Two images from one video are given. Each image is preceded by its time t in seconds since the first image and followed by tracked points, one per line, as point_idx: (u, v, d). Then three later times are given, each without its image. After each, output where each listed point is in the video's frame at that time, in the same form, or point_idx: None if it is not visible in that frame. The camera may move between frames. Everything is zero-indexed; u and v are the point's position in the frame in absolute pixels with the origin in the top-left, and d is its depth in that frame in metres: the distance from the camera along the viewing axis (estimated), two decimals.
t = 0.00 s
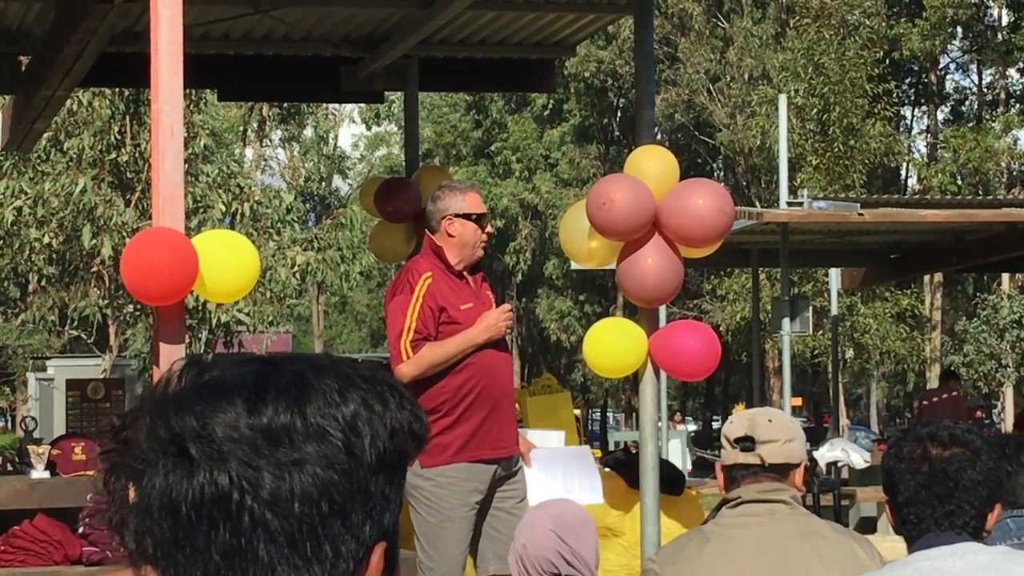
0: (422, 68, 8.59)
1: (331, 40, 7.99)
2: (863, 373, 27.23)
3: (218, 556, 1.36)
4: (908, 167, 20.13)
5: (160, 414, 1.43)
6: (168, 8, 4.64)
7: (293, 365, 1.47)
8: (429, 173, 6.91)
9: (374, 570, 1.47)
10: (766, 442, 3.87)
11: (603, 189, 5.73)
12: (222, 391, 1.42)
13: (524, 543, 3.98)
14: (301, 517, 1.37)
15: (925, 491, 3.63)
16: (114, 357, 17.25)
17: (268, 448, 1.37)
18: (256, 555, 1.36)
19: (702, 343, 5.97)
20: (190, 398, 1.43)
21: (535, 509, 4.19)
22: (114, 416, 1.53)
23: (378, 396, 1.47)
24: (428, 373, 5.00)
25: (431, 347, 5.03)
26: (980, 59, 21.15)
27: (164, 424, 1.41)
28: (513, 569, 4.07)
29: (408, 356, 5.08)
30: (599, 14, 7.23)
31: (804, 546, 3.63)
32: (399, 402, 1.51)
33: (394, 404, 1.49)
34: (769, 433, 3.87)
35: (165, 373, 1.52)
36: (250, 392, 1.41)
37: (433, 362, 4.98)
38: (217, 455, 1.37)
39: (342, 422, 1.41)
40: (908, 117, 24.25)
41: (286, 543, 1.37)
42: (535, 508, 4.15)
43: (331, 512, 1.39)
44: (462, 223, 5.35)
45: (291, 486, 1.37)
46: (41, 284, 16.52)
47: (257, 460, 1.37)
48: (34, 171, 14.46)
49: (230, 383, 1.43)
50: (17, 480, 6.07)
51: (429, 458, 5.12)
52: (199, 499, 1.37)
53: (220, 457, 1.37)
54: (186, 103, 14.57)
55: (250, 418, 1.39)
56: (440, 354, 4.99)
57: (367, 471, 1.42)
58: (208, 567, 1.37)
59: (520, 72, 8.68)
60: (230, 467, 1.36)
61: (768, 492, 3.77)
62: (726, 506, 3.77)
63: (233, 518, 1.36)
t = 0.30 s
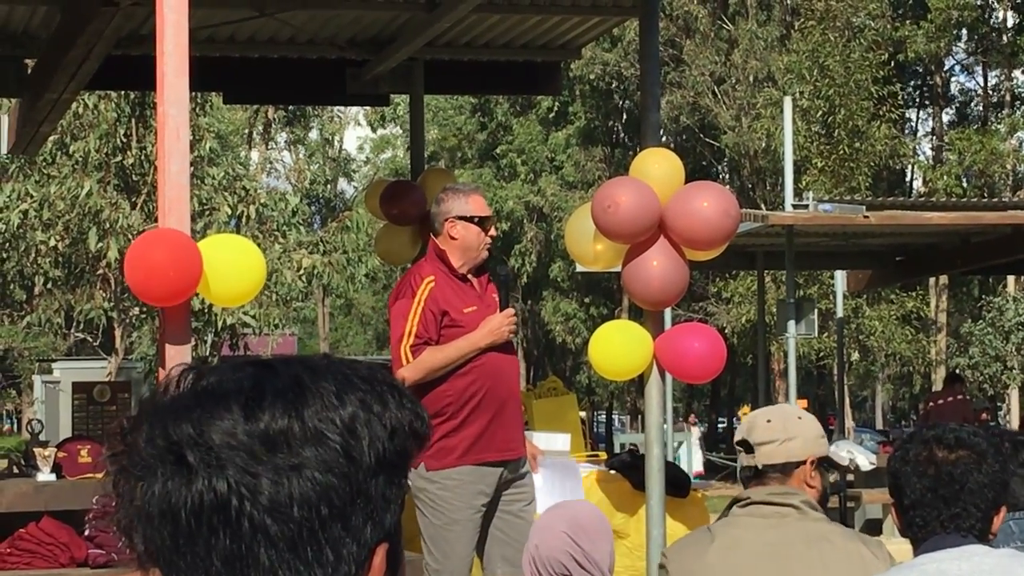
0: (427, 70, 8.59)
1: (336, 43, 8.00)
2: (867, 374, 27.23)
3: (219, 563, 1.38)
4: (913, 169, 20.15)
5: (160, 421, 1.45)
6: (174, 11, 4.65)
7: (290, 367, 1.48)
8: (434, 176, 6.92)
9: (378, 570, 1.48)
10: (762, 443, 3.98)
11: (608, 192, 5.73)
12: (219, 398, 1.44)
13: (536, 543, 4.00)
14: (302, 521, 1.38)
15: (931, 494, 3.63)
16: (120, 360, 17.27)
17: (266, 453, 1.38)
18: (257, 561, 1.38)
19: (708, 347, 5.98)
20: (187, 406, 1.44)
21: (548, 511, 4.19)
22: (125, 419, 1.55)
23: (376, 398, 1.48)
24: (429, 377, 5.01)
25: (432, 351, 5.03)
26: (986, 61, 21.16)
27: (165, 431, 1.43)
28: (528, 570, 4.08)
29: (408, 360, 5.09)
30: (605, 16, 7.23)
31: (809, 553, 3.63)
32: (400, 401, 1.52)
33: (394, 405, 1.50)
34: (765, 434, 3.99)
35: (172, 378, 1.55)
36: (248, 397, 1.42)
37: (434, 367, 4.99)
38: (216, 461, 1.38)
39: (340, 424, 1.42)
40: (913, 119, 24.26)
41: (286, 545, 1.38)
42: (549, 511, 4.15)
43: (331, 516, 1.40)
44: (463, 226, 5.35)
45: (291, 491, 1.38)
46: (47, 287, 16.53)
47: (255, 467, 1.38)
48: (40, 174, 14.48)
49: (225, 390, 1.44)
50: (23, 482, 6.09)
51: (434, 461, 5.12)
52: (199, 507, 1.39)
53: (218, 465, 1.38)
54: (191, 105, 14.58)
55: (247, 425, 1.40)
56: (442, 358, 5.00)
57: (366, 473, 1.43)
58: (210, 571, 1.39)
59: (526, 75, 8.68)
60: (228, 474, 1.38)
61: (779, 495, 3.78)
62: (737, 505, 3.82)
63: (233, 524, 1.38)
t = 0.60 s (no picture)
0: (435, 68, 8.61)
1: (345, 41, 8.01)
2: (874, 372, 27.21)
3: (233, 558, 1.38)
4: (921, 167, 20.15)
5: (176, 415, 1.45)
6: (182, 10, 4.65)
7: (306, 365, 1.49)
8: (442, 174, 6.92)
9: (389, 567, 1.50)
10: (788, 439, 4.10)
11: (616, 190, 5.73)
12: (235, 393, 1.44)
13: (547, 543, 3.98)
14: (316, 517, 1.39)
15: (940, 492, 3.63)
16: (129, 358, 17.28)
17: (282, 449, 1.39)
18: (271, 557, 1.39)
19: (715, 345, 5.97)
20: (201, 401, 1.45)
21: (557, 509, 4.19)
22: (130, 417, 1.55)
23: (388, 397, 1.49)
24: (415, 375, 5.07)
25: (416, 350, 5.11)
26: (995, 59, 21.17)
27: (181, 426, 1.43)
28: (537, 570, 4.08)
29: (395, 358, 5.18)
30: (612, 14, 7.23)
31: (820, 549, 3.72)
32: (412, 398, 1.54)
33: (406, 402, 1.52)
34: (791, 431, 4.10)
35: (179, 374, 1.55)
36: (264, 392, 1.43)
37: (418, 364, 5.05)
38: (231, 457, 1.39)
39: (355, 420, 1.44)
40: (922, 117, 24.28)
41: (301, 541, 1.39)
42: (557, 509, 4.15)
43: (345, 512, 1.41)
44: (444, 227, 5.38)
45: (306, 487, 1.39)
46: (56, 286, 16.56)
47: (270, 463, 1.39)
48: (48, 172, 14.49)
49: (241, 385, 1.45)
50: (32, 481, 6.11)
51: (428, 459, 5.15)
52: (215, 502, 1.39)
53: (234, 460, 1.39)
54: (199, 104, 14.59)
55: (262, 421, 1.40)
56: (426, 356, 5.06)
57: (381, 470, 1.45)
58: (224, 568, 1.39)
59: (534, 73, 8.69)
60: (244, 469, 1.38)
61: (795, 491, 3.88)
62: (756, 498, 3.93)
63: (247, 519, 1.38)
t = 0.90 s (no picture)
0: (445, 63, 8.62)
1: (354, 36, 8.00)
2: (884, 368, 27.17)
3: (248, 551, 1.38)
4: (932, 162, 20.13)
5: (190, 406, 1.44)
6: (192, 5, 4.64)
7: (320, 359, 1.49)
8: (451, 170, 6.93)
9: (402, 560, 1.50)
10: (818, 431, 4.09)
11: (626, 185, 5.72)
12: (250, 385, 1.44)
13: (556, 538, 3.98)
14: (331, 511, 1.39)
15: (951, 486, 3.58)
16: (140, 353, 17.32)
17: (298, 442, 1.39)
18: (286, 550, 1.38)
19: (725, 340, 5.95)
20: (217, 393, 1.44)
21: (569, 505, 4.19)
22: (140, 412, 1.55)
23: (401, 392, 1.49)
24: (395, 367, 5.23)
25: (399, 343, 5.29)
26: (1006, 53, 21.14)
27: (196, 418, 1.42)
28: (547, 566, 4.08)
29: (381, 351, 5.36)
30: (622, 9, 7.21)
31: (832, 547, 3.70)
32: (425, 393, 1.55)
33: (419, 396, 1.53)
34: (822, 423, 4.09)
35: (189, 369, 1.56)
36: (279, 384, 1.43)
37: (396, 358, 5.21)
38: (247, 449, 1.38)
39: (369, 414, 1.44)
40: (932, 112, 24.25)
41: (315, 535, 1.38)
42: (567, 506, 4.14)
43: (360, 507, 1.41)
44: (446, 222, 5.46)
45: (322, 480, 1.38)
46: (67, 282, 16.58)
47: (286, 455, 1.38)
48: (58, 168, 14.51)
49: (258, 378, 1.45)
50: (42, 476, 6.19)
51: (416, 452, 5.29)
52: (231, 494, 1.38)
53: (250, 452, 1.38)
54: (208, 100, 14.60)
55: (278, 414, 1.40)
56: (404, 349, 5.21)
57: (395, 465, 1.45)
58: (239, 562, 1.38)
59: (543, 68, 8.72)
60: (259, 462, 1.38)
61: (813, 484, 3.88)
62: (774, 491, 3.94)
63: (262, 512, 1.38)
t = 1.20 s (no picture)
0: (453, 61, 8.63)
1: (362, 35, 8.00)
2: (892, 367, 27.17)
3: (265, 548, 1.36)
4: (940, 161, 20.16)
5: (207, 404, 1.42)
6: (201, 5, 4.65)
7: (338, 358, 1.48)
8: (460, 168, 6.93)
9: (415, 560, 1.49)
10: (826, 431, 4.08)
11: (634, 184, 5.72)
12: (269, 381, 1.43)
13: (563, 538, 3.97)
14: (350, 510, 1.37)
15: (960, 485, 3.56)
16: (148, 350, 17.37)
17: (317, 442, 1.37)
18: (304, 548, 1.36)
19: (732, 339, 5.95)
20: (235, 391, 1.43)
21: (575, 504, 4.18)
22: (152, 410, 1.53)
23: (417, 390, 1.49)
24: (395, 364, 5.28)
25: (402, 338, 5.33)
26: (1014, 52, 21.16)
27: (213, 416, 1.40)
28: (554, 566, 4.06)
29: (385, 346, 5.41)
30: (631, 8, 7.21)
31: (842, 546, 3.70)
32: (437, 393, 1.54)
33: (433, 396, 1.52)
34: (831, 423, 4.08)
35: (202, 366, 1.54)
36: (297, 383, 1.42)
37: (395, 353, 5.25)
38: (268, 448, 1.36)
39: (387, 414, 1.43)
40: (940, 111, 24.28)
41: (331, 536, 1.37)
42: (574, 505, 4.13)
43: (377, 505, 1.39)
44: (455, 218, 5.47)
45: (342, 478, 1.37)
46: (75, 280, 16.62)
47: (306, 454, 1.37)
48: (66, 166, 14.54)
49: (278, 375, 1.43)
50: (51, 474, 6.20)
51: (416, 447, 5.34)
52: (250, 492, 1.36)
53: (269, 450, 1.36)
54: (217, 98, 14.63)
55: (298, 410, 1.39)
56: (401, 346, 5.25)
57: (412, 464, 1.44)
58: (255, 560, 1.36)
59: (552, 67, 8.73)
60: (279, 457, 1.36)
61: (820, 482, 3.89)
62: (782, 490, 3.94)
63: (281, 511, 1.36)
